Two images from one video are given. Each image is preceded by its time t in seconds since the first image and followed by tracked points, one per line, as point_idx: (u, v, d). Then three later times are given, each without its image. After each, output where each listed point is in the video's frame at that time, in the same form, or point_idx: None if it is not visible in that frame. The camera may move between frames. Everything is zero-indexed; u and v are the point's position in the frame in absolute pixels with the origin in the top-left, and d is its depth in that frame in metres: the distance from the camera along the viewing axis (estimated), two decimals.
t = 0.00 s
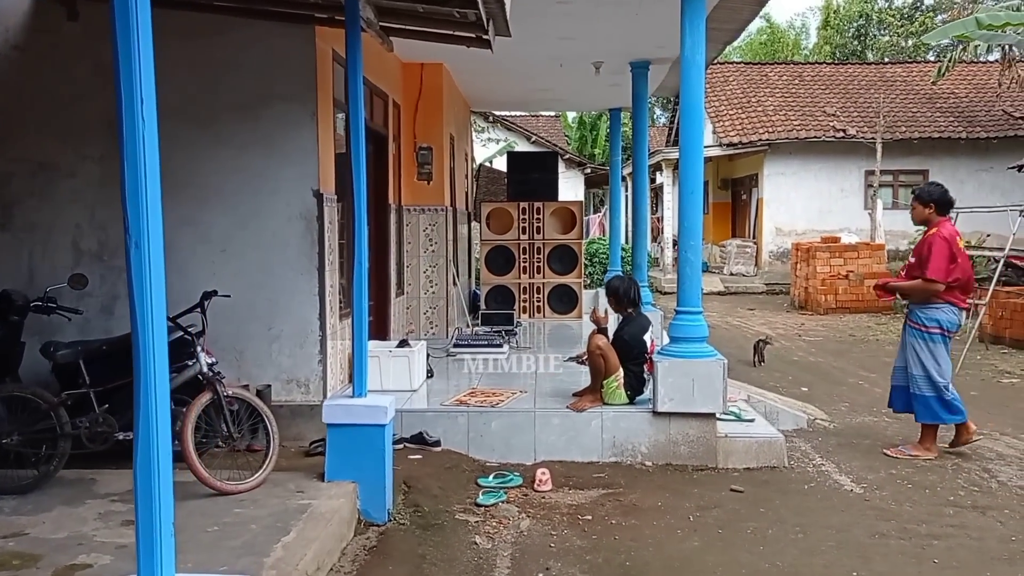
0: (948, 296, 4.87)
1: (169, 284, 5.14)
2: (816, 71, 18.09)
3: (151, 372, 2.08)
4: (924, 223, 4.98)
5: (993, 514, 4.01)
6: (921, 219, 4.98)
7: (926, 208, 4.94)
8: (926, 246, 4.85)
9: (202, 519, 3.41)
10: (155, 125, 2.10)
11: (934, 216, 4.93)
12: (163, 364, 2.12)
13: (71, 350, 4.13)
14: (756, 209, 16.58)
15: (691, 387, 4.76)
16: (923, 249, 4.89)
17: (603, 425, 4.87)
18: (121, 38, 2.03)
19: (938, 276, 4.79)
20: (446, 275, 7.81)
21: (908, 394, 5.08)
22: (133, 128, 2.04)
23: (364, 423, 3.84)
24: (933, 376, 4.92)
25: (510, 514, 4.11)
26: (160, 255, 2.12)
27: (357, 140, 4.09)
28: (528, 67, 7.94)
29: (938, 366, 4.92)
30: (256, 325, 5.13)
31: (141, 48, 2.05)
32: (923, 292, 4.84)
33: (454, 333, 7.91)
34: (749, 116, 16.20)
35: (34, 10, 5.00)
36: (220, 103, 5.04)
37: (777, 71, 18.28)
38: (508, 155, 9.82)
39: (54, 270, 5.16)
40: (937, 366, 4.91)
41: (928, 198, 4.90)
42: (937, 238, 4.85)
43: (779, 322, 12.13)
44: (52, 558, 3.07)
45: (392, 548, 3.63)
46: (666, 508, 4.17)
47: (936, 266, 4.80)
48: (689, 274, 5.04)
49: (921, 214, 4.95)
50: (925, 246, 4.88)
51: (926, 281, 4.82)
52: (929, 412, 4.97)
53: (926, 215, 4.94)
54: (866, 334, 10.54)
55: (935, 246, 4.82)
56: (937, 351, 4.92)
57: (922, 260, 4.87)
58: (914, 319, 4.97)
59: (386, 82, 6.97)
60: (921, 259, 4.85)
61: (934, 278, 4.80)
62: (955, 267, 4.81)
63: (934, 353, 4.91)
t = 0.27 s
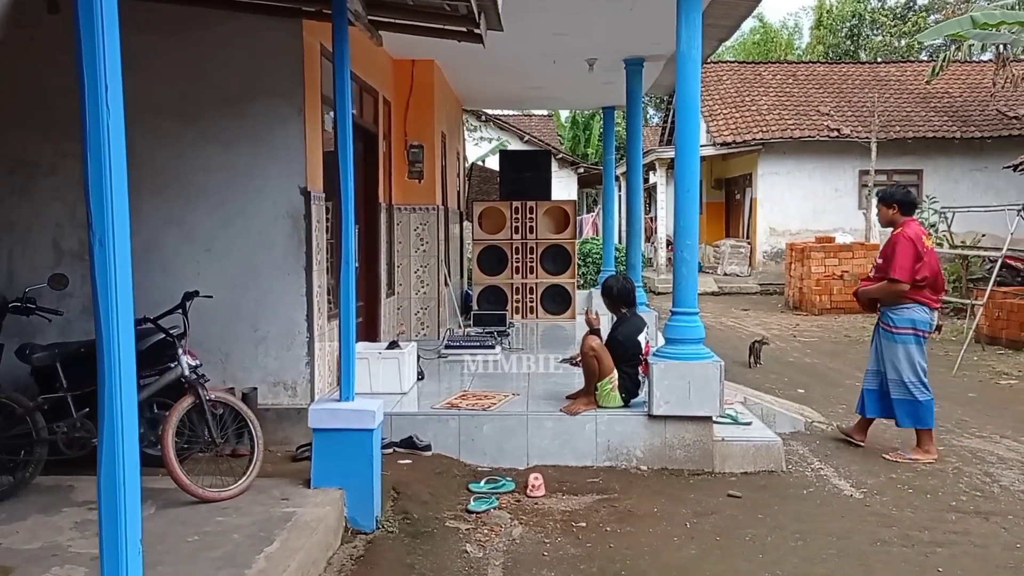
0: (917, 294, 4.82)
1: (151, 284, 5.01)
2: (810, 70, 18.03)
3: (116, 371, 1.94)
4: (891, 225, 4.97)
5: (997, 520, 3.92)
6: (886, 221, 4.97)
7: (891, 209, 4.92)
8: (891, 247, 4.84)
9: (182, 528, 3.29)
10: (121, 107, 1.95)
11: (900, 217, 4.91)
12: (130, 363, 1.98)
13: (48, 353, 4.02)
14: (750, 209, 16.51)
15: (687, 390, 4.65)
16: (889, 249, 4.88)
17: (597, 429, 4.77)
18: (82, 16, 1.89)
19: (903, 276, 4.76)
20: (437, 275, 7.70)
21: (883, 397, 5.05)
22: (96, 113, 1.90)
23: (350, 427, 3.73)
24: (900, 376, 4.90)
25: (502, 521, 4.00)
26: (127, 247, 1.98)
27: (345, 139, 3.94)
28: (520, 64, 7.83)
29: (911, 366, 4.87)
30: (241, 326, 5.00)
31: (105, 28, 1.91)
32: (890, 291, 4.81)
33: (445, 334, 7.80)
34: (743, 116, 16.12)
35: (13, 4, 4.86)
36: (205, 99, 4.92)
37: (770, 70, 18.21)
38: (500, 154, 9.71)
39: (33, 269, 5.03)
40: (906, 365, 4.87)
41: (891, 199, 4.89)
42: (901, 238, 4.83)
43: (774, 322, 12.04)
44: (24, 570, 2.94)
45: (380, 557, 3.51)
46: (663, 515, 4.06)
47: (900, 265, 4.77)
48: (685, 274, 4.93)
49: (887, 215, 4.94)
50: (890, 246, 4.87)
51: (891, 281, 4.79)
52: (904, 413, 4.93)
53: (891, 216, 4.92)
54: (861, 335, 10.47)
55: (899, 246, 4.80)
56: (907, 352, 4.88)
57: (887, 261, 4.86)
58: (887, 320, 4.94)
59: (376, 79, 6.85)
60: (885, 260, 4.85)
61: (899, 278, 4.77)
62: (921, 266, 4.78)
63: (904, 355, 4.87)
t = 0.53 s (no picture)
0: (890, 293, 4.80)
1: (135, 288, 4.88)
2: (805, 70, 17.96)
3: (78, 375, 1.82)
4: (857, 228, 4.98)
5: (1003, 531, 3.83)
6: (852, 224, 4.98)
7: (857, 211, 4.94)
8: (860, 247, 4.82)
9: (164, 543, 3.16)
10: (84, 95, 1.84)
11: (866, 219, 4.94)
12: (93, 366, 1.86)
13: (24, 361, 3.90)
14: (745, 210, 16.43)
15: (685, 396, 4.55)
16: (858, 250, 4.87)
17: (592, 436, 4.65)
18: None
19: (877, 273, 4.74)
20: (430, 277, 7.58)
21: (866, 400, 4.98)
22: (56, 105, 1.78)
23: (339, 437, 3.60)
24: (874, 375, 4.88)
25: (496, 533, 3.88)
26: (90, 243, 1.86)
27: (333, 138, 3.78)
28: (515, 63, 7.72)
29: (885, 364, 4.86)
30: (228, 331, 4.88)
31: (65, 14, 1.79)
32: (864, 291, 4.76)
33: (438, 337, 7.68)
34: (738, 116, 16.04)
35: None
36: (190, 98, 4.78)
37: (765, 70, 18.13)
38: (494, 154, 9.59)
39: (13, 272, 4.89)
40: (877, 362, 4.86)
41: (858, 202, 4.91)
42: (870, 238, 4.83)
43: (770, 324, 11.96)
44: None
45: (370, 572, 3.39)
46: (661, 525, 3.95)
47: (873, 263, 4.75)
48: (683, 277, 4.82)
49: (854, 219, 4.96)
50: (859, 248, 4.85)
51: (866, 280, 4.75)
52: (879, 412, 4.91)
53: (858, 218, 4.94)
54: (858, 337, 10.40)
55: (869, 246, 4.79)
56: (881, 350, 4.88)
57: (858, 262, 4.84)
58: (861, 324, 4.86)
59: (367, 78, 6.73)
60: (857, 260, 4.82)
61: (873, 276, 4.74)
62: (891, 264, 4.78)
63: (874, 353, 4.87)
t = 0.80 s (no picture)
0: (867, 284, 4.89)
1: (123, 288, 4.76)
2: (800, 70, 17.90)
3: (49, 362, 1.72)
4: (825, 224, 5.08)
5: (1011, 535, 3.75)
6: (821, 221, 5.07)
7: (825, 208, 5.05)
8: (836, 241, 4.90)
9: (150, 551, 3.05)
10: (58, 68, 1.75)
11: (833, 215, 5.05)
12: (65, 354, 1.76)
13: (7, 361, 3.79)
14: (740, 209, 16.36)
15: (685, 397, 4.46)
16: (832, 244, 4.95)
17: (591, 438, 4.56)
18: None
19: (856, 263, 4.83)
20: (424, 276, 7.48)
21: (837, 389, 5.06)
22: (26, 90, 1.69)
23: (331, 440, 3.50)
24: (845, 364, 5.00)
25: (493, 538, 3.79)
26: (63, 225, 1.76)
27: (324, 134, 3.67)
28: (510, 60, 7.62)
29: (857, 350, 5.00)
30: (218, 332, 4.77)
31: None
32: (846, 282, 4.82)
33: (433, 337, 7.58)
34: (733, 115, 15.97)
35: None
36: (179, 93, 4.67)
37: (760, 69, 18.07)
38: (489, 153, 9.49)
39: None
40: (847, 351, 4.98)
41: (825, 199, 5.03)
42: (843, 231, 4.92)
43: (766, 324, 11.89)
44: None
45: None
46: (662, 530, 3.86)
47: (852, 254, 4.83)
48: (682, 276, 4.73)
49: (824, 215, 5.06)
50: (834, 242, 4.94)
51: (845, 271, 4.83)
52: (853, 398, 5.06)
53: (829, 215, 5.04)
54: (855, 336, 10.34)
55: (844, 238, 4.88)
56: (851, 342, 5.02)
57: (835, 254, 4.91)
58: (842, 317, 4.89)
59: (360, 74, 6.62)
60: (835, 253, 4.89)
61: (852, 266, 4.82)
62: (865, 255, 4.90)
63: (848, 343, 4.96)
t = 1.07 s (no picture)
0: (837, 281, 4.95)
1: (108, 287, 4.64)
2: (794, 69, 17.86)
3: (9, 360, 1.60)
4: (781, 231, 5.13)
5: (1014, 538, 3.69)
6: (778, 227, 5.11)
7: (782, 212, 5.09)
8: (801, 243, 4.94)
9: (132, 559, 2.95)
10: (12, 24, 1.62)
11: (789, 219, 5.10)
12: (26, 351, 1.63)
13: None
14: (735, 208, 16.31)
15: (681, 398, 4.39)
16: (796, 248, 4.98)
17: (586, 440, 4.48)
18: None
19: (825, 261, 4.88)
20: (416, 276, 7.39)
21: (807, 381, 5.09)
22: None
23: (320, 444, 3.41)
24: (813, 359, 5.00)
25: (486, 543, 3.70)
26: (24, 211, 1.64)
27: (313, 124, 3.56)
28: (503, 56, 7.53)
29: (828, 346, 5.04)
30: (205, 332, 4.65)
31: None
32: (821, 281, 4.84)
33: (425, 337, 7.49)
34: (728, 114, 15.91)
35: None
36: (166, 88, 4.55)
37: (754, 68, 18.02)
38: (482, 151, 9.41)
39: None
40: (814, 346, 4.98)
41: (781, 204, 5.07)
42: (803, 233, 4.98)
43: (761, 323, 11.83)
44: None
45: None
46: (659, 534, 3.78)
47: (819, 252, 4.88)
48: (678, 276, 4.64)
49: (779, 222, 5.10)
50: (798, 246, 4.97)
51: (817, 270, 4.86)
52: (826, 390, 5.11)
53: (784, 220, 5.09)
54: (851, 336, 10.30)
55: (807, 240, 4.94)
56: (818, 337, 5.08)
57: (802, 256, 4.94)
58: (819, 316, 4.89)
59: (352, 71, 6.53)
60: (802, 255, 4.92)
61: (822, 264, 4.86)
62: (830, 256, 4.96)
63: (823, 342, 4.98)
